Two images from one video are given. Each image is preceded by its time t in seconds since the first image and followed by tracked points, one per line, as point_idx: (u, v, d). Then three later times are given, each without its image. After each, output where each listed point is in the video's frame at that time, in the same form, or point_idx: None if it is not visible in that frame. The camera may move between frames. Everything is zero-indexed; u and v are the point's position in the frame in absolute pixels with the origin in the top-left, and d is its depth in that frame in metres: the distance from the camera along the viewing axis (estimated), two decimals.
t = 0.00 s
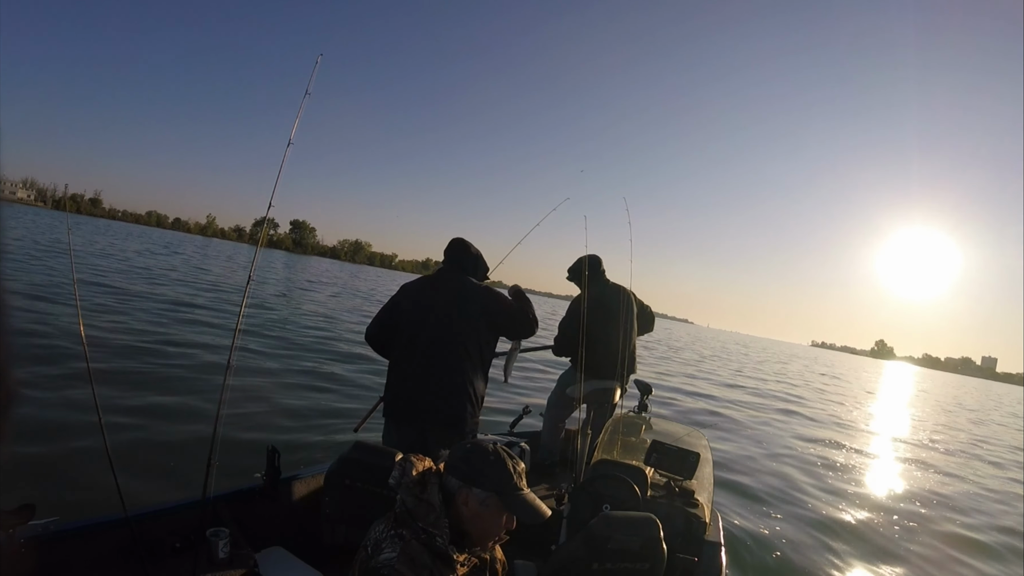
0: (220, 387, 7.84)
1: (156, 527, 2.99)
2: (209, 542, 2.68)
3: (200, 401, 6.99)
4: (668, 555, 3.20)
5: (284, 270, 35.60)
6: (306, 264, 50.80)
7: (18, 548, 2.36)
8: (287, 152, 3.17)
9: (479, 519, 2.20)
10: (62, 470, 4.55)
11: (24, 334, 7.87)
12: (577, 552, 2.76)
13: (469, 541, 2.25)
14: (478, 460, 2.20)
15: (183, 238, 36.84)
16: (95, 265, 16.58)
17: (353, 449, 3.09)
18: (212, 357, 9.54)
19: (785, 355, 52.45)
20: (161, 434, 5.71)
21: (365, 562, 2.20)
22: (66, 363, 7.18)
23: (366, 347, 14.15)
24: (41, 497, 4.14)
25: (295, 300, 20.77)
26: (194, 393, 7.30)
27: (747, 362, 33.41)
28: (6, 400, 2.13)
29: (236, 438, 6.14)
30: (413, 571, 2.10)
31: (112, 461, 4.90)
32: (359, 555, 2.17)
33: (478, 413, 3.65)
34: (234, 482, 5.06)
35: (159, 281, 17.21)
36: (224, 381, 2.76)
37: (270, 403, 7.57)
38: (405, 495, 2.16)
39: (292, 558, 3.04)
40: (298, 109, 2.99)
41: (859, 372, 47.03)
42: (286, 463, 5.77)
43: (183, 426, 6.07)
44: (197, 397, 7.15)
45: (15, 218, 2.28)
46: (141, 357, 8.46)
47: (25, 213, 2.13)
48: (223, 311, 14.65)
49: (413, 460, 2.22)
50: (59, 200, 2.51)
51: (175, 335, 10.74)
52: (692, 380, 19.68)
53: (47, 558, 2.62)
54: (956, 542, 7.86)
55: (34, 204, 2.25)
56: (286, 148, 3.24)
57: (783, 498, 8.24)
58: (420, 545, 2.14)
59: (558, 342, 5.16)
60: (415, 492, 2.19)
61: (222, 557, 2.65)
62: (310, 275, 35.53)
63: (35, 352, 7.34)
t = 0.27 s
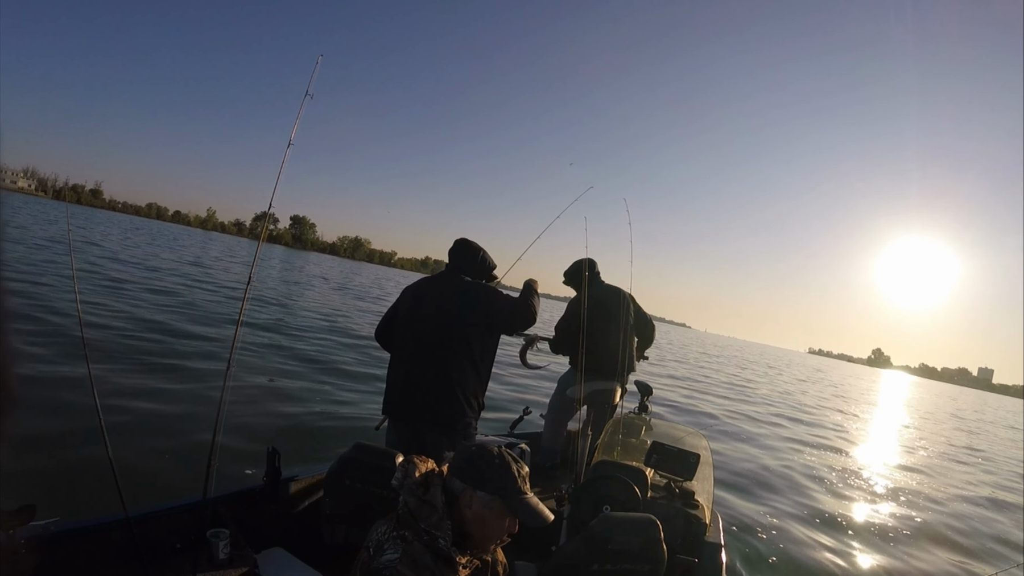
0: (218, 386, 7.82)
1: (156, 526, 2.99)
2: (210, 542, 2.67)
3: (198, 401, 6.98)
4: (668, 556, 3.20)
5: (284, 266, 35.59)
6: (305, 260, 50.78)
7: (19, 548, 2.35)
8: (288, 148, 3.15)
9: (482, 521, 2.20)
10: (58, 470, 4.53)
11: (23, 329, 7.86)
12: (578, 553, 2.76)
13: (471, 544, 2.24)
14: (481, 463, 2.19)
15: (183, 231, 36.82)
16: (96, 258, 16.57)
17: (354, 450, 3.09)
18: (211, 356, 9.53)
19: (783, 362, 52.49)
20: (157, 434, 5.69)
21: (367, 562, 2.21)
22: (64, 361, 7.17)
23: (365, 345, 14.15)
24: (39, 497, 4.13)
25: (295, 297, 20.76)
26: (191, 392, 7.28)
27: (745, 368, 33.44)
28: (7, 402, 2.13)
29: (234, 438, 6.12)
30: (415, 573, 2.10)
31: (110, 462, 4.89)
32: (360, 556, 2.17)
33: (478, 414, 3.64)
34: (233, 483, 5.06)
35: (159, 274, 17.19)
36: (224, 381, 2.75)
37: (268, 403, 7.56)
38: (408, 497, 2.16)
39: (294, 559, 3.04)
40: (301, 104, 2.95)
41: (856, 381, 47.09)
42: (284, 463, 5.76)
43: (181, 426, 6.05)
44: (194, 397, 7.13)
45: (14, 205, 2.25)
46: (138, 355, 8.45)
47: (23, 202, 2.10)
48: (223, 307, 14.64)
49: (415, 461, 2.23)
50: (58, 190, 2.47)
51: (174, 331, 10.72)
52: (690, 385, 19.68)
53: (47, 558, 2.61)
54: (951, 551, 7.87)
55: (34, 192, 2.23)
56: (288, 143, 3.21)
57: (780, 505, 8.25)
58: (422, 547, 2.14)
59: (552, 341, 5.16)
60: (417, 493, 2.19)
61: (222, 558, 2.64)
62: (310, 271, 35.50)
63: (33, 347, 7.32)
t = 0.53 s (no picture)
0: (216, 388, 7.81)
1: (156, 529, 2.99)
2: (209, 545, 2.68)
3: (195, 403, 6.96)
4: (667, 561, 3.20)
5: (284, 260, 35.54)
6: (305, 256, 50.73)
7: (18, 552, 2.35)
8: (291, 146, 3.14)
9: (480, 526, 2.19)
10: (55, 472, 4.53)
11: (21, 325, 7.83)
12: (577, 557, 2.77)
13: (468, 548, 2.24)
14: (481, 467, 2.18)
15: (183, 224, 36.76)
16: (95, 250, 16.54)
17: (354, 453, 3.09)
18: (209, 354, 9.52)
19: (779, 369, 52.57)
20: (153, 437, 5.68)
21: (365, 566, 2.20)
22: (62, 360, 7.16)
23: (364, 343, 14.13)
24: (35, 498, 4.13)
25: (295, 293, 20.74)
26: (188, 394, 7.26)
27: (741, 374, 33.50)
28: (7, 407, 2.13)
29: (231, 441, 6.11)
30: None
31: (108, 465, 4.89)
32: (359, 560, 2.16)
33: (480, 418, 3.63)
34: (229, 487, 5.05)
35: (158, 268, 17.15)
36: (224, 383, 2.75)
37: (266, 404, 7.55)
38: (406, 500, 2.16)
39: (291, 563, 3.03)
40: (304, 100, 2.95)
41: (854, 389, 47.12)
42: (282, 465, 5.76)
43: (177, 428, 6.04)
44: (191, 398, 7.11)
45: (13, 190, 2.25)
46: (137, 353, 8.43)
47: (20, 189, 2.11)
48: (222, 302, 14.62)
49: (415, 465, 2.22)
50: (58, 178, 2.48)
51: (172, 327, 10.70)
52: (686, 390, 19.71)
53: (46, 561, 2.60)
54: (946, 563, 7.87)
55: (33, 181, 2.23)
56: (290, 140, 3.20)
57: (776, 513, 8.25)
58: (421, 551, 2.13)
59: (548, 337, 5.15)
60: (416, 497, 2.19)
61: (221, 561, 2.64)
62: (309, 266, 35.48)
63: (31, 345, 7.31)
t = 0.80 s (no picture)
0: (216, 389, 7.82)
1: (155, 533, 2.98)
2: (208, 548, 2.68)
3: (194, 405, 6.95)
4: (666, 563, 3.20)
5: (283, 261, 35.51)
6: (305, 256, 50.71)
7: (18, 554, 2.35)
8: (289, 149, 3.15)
9: (477, 527, 2.20)
10: (55, 474, 4.53)
11: (20, 328, 7.84)
12: (577, 560, 2.77)
13: (464, 550, 2.24)
14: (476, 469, 2.21)
15: (182, 225, 36.73)
16: (95, 252, 16.55)
17: (353, 456, 3.09)
18: (209, 356, 9.51)
19: (779, 366, 52.61)
20: (154, 439, 5.68)
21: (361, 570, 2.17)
22: (61, 363, 7.16)
23: (364, 343, 14.12)
24: (35, 502, 4.13)
25: (294, 293, 20.73)
26: (188, 396, 7.26)
27: (741, 371, 33.53)
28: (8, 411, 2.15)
29: (232, 443, 6.11)
30: None
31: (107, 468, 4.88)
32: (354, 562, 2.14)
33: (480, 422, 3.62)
34: (229, 490, 5.04)
35: (157, 269, 17.14)
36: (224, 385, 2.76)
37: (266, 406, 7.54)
38: (402, 502, 2.15)
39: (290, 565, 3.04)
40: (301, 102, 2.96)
41: (854, 385, 47.14)
42: (283, 468, 5.76)
43: (178, 430, 6.05)
44: (191, 400, 7.12)
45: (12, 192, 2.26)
46: (137, 355, 8.43)
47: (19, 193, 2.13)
48: (221, 303, 14.61)
49: (411, 467, 2.21)
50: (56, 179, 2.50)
51: (172, 329, 10.70)
52: (687, 388, 19.72)
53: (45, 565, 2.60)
54: (948, 560, 7.85)
55: (31, 183, 2.24)
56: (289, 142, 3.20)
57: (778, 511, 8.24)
58: (416, 553, 2.11)
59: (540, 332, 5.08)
60: (412, 499, 2.18)
61: (221, 564, 2.64)
62: (308, 266, 35.46)
63: (31, 348, 7.31)
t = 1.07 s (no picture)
0: (216, 391, 7.81)
1: (153, 536, 2.97)
2: (208, 549, 2.68)
3: (194, 408, 6.93)
4: (666, 564, 3.21)
5: (280, 262, 35.47)
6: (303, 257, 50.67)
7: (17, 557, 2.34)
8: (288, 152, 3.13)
9: (477, 528, 2.20)
10: (56, 477, 4.53)
11: (19, 333, 7.82)
12: (576, 563, 2.78)
13: (464, 551, 2.24)
14: (477, 471, 2.20)
15: (178, 228, 36.66)
16: (92, 256, 16.51)
17: (351, 458, 3.09)
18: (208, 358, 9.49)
19: (778, 358, 52.70)
20: (154, 441, 5.68)
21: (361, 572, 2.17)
22: (60, 366, 7.13)
23: (363, 343, 14.10)
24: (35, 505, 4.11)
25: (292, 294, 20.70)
26: (189, 398, 7.26)
27: (740, 365, 33.59)
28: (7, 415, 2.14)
29: (233, 445, 6.11)
30: None
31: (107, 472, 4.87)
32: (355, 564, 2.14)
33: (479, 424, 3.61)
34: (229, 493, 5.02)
35: (154, 273, 17.11)
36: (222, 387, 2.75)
37: (265, 408, 7.53)
38: (403, 504, 2.14)
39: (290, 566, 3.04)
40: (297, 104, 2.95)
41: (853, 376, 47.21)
42: (284, 469, 5.77)
43: (179, 433, 6.04)
44: (191, 402, 7.12)
45: (8, 200, 2.25)
46: (136, 358, 8.43)
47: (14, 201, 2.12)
48: (220, 306, 14.60)
49: (411, 469, 2.20)
50: (53, 187, 2.48)
51: (171, 332, 10.69)
52: (686, 382, 19.75)
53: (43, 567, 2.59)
54: (950, 551, 7.87)
55: (29, 190, 2.23)
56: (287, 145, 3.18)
57: (780, 504, 8.23)
58: (417, 554, 2.11)
59: (537, 332, 4.97)
60: (412, 501, 2.17)
61: (219, 566, 2.64)
62: (306, 268, 35.44)
63: (30, 352, 7.30)
